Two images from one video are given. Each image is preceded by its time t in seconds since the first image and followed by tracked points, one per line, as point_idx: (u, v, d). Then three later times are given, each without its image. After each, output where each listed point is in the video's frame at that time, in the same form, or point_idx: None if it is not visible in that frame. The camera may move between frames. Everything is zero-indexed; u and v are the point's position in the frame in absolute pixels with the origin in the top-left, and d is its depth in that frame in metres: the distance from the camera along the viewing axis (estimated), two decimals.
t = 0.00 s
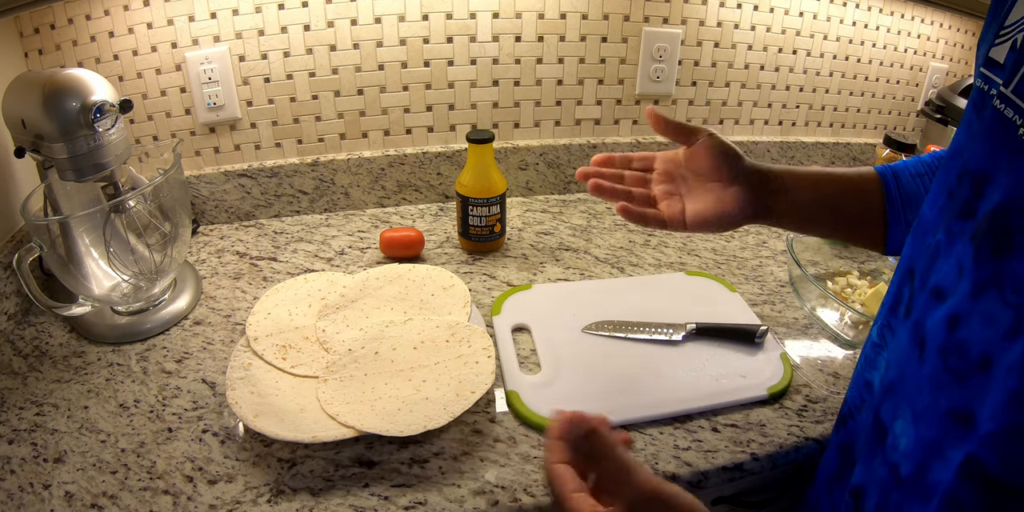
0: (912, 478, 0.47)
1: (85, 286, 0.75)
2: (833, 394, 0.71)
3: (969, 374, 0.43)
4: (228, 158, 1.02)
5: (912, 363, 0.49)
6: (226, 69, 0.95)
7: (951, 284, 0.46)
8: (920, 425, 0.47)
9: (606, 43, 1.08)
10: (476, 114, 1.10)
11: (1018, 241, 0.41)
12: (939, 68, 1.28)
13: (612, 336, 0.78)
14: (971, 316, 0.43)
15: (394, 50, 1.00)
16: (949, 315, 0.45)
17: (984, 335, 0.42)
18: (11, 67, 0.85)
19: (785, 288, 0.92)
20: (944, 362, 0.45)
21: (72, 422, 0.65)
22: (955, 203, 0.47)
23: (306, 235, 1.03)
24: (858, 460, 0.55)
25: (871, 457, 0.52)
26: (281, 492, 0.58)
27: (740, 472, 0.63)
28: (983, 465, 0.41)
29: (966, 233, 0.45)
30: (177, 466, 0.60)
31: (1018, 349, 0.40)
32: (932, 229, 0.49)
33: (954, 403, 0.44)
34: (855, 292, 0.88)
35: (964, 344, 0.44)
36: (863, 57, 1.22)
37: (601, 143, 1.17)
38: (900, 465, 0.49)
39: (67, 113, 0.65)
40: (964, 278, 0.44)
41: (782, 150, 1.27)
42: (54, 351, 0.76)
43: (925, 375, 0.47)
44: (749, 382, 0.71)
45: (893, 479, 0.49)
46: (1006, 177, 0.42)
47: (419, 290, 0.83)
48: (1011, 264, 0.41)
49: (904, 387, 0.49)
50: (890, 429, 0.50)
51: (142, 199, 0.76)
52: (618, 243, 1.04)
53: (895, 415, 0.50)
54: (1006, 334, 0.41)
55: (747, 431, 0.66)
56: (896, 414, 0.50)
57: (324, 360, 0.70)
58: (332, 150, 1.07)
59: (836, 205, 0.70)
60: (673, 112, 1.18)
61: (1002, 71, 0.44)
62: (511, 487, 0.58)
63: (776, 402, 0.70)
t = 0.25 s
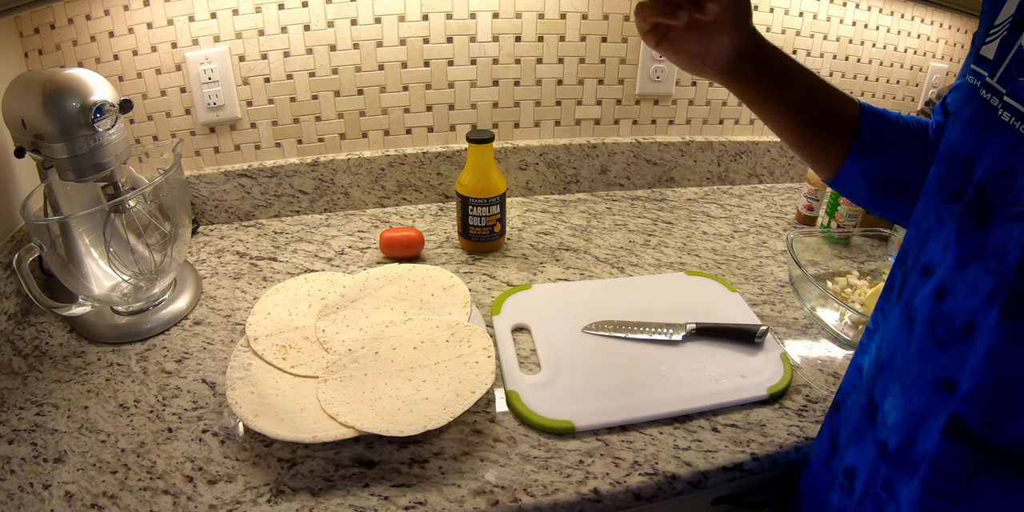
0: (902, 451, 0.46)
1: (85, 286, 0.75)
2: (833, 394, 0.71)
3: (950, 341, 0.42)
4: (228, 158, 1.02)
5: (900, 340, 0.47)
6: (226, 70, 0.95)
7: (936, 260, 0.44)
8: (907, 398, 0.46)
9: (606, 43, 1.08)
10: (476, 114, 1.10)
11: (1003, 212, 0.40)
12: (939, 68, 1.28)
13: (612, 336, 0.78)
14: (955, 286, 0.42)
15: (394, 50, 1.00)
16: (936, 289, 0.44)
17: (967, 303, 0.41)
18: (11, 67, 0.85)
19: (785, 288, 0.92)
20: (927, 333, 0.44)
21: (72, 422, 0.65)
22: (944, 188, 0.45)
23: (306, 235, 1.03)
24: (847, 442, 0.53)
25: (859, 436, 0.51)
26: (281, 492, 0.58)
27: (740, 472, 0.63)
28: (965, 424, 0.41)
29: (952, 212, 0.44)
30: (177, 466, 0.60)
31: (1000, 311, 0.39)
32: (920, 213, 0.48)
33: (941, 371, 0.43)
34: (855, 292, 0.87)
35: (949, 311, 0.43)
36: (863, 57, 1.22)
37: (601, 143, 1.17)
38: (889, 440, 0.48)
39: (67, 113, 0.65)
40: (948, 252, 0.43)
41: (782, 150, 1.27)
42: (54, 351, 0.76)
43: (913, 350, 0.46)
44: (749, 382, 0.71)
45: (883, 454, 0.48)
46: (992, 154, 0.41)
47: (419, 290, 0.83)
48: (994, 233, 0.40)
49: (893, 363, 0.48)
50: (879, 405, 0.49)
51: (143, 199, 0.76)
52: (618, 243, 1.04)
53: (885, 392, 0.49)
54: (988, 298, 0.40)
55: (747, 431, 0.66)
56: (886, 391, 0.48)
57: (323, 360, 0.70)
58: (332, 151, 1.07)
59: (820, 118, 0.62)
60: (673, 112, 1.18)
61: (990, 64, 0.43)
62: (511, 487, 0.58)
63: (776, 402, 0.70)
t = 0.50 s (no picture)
0: (900, 443, 0.46)
1: (85, 286, 0.75)
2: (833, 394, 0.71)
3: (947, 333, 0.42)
4: (228, 158, 1.02)
5: (898, 332, 0.46)
6: (226, 70, 0.95)
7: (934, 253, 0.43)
8: (903, 390, 0.45)
9: (606, 43, 1.08)
10: (476, 114, 1.10)
11: (999, 202, 0.39)
12: (939, 68, 1.28)
13: (612, 336, 0.78)
14: (952, 278, 0.42)
15: (394, 50, 1.00)
16: (933, 281, 0.43)
17: (964, 294, 0.41)
18: (11, 67, 0.85)
19: (785, 288, 0.92)
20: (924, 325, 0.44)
21: (72, 422, 0.65)
22: (944, 182, 0.43)
23: (306, 235, 1.03)
24: (847, 435, 0.53)
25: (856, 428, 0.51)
26: (281, 492, 0.58)
27: (740, 472, 0.63)
28: (961, 417, 0.41)
29: (950, 205, 0.42)
30: (177, 466, 0.60)
31: (996, 303, 0.38)
32: (921, 206, 0.47)
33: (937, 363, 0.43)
34: (855, 292, 0.88)
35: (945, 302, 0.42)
36: (863, 57, 1.22)
37: (601, 143, 1.17)
38: (887, 432, 0.47)
39: (67, 113, 0.65)
40: (945, 244, 0.42)
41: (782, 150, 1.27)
42: (54, 351, 0.76)
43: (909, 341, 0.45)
44: (749, 382, 0.71)
45: (881, 446, 0.48)
46: (988, 146, 0.40)
47: (419, 290, 0.83)
48: (991, 224, 0.39)
49: (890, 356, 0.47)
50: (876, 398, 0.48)
51: (143, 199, 0.76)
52: (618, 243, 1.04)
53: (882, 385, 0.48)
54: (983, 289, 0.39)
55: (747, 431, 0.66)
56: (884, 383, 0.48)
57: (323, 360, 0.70)
58: (332, 151, 1.07)
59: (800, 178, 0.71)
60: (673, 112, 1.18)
61: (990, 60, 0.41)
62: (511, 487, 0.58)
63: (776, 402, 0.70)
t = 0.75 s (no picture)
0: (896, 446, 0.43)
1: (85, 286, 0.75)
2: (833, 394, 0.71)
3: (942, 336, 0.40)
4: (228, 158, 1.02)
5: (897, 335, 0.44)
6: (226, 69, 0.95)
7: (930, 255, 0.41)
8: (900, 393, 0.43)
9: (606, 43, 1.08)
10: (476, 114, 1.10)
11: (992, 205, 0.36)
12: (939, 68, 1.28)
13: (612, 336, 0.78)
14: (948, 278, 0.39)
15: (394, 50, 1.00)
16: (930, 284, 0.41)
17: (960, 296, 0.38)
18: (11, 67, 0.85)
19: (785, 288, 0.92)
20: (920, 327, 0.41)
21: (72, 422, 0.65)
22: (942, 183, 0.41)
23: (306, 235, 1.03)
24: (846, 439, 0.50)
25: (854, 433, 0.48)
26: (281, 492, 0.58)
27: (740, 472, 0.63)
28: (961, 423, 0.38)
29: (947, 208, 0.40)
30: (177, 466, 0.60)
31: (991, 306, 0.36)
32: (921, 209, 0.44)
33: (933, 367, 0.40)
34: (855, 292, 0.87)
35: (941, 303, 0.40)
36: (863, 57, 1.22)
37: (601, 143, 1.17)
38: (884, 435, 0.45)
39: (67, 113, 0.65)
40: (942, 247, 0.40)
41: (782, 150, 1.27)
42: (54, 351, 0.76)
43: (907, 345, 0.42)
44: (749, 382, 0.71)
45: (878, 450, 0.45)
46: (986, 146, 0.37)
47: (419, 290, 0.83)
48: (986, 226, 0.37)
49: (888, 359, 0.44)
50: (874, 402, 0.46)
51: (143, 199, 0.76)
52: (618, 243, 1.04)
53: (879, 388, 0.46)
54: (978, 291, 0.37)
55: (747, 431, 0.66)
56: (882, 386, 0.45)
57: (323, 360, 0.70)
58: (332, 150, 1.07)
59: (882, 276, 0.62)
60: (673, 112, 1.18)
61: (987, 64, 0.38)
62: (511, 487, 0.58)
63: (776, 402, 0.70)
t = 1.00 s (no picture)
0: (900, 446, 0.37)
1: (85, 286, 0.75)
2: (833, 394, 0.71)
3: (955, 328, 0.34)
4: (228, 158, 1.02)
5: (915, 325, 0.37)
6: (226, 70, 0.95)
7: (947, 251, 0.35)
8: (912, 388, 0.36)
9: (606, 43, 1.08)
10: (476, 114, 1.10)
11: None
12: (939, 68, 1.28)
13: (612, 336, 0.78)
14: (971, 268, 0.33)
15: (394, 50, 1.00)
16: (956, 266, 0.34)
17: (978, 287, 0.32)
18: (11, 67, 0.85)
19: (785, 288, 0.92)
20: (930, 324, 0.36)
21: (72, 422, 0.65)
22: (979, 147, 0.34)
23: (306, 235, 1.03)
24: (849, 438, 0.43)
25: (859, 439, 0.42)
26: (281, 492, 0.58)
27: (740, 472, 0.63)
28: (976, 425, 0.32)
29: (980, 176, 0.33)
30: (177, 466, 0.60)
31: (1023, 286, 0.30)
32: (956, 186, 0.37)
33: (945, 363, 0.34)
34: (855, 292, 0.87)
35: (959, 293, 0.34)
36: (863, 57, 1.22)
37: (601, 143, 1.17)
38: (890, 435, 0.38)
39: (67, 113, 0.65)
40: (972, 220, 0.33)
41: (782, 150, 1.27)
42: (54, 351, 0.76)
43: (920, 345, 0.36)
44: (749, 382, 0.71)
45: (882, 450, 0.38)
46: None
47: (419, 290, 0.83)
48: None
49: (903, 351, 0.38)
50: (884, 399, 0.39)
51: (143, 199, 0.76)
52: (618, 243, 1.04)
53: (891, 383, 0.38)
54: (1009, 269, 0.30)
55: (747, 431, 0.66)
56: (893, 380, 0.38)
57: (323, 360, 0.70)
58: (332, 151, 1.07)
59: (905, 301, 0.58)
60: (673, 112, 1.18)
61: None
62: (511, 487, 0.58)
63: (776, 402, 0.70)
